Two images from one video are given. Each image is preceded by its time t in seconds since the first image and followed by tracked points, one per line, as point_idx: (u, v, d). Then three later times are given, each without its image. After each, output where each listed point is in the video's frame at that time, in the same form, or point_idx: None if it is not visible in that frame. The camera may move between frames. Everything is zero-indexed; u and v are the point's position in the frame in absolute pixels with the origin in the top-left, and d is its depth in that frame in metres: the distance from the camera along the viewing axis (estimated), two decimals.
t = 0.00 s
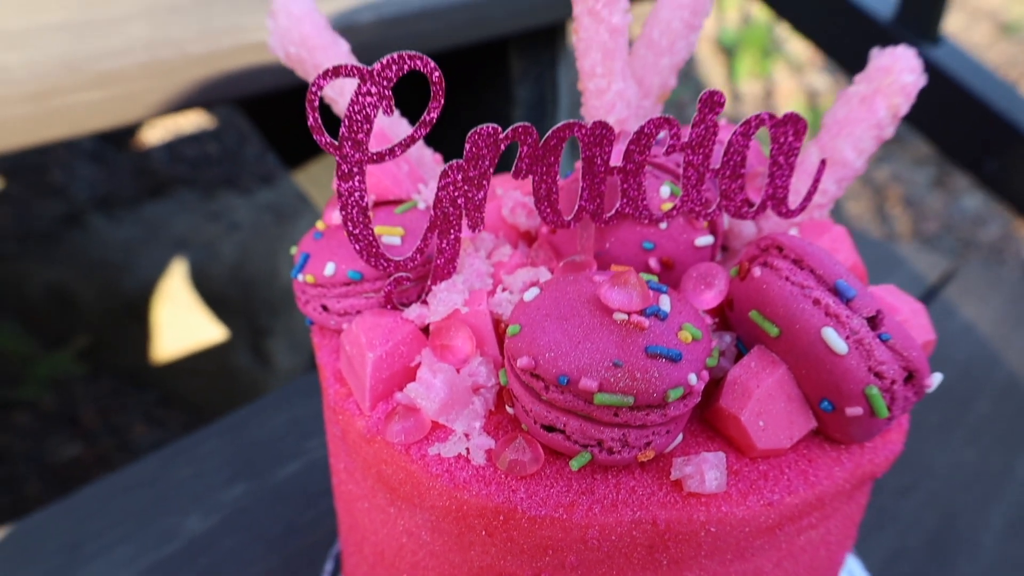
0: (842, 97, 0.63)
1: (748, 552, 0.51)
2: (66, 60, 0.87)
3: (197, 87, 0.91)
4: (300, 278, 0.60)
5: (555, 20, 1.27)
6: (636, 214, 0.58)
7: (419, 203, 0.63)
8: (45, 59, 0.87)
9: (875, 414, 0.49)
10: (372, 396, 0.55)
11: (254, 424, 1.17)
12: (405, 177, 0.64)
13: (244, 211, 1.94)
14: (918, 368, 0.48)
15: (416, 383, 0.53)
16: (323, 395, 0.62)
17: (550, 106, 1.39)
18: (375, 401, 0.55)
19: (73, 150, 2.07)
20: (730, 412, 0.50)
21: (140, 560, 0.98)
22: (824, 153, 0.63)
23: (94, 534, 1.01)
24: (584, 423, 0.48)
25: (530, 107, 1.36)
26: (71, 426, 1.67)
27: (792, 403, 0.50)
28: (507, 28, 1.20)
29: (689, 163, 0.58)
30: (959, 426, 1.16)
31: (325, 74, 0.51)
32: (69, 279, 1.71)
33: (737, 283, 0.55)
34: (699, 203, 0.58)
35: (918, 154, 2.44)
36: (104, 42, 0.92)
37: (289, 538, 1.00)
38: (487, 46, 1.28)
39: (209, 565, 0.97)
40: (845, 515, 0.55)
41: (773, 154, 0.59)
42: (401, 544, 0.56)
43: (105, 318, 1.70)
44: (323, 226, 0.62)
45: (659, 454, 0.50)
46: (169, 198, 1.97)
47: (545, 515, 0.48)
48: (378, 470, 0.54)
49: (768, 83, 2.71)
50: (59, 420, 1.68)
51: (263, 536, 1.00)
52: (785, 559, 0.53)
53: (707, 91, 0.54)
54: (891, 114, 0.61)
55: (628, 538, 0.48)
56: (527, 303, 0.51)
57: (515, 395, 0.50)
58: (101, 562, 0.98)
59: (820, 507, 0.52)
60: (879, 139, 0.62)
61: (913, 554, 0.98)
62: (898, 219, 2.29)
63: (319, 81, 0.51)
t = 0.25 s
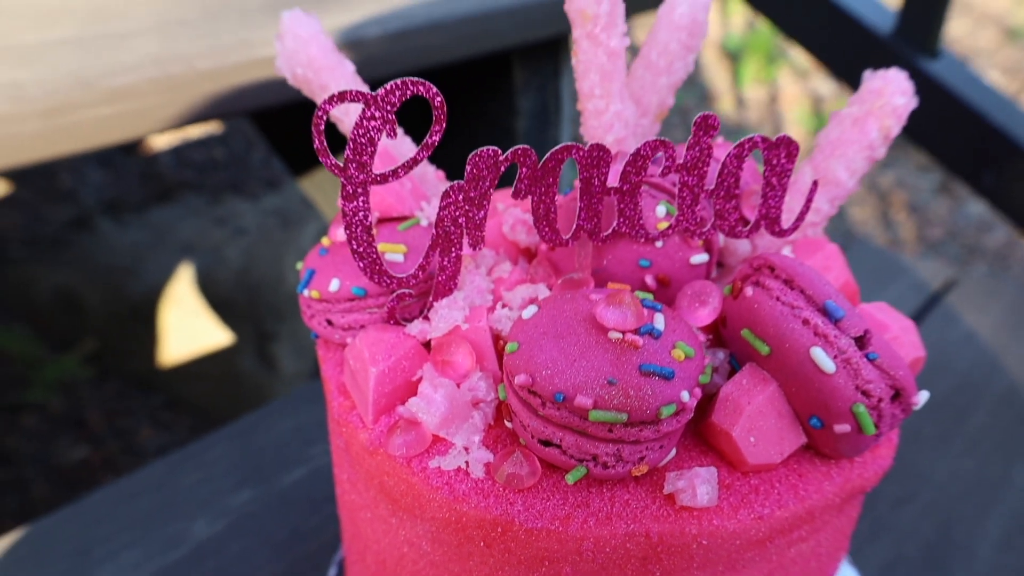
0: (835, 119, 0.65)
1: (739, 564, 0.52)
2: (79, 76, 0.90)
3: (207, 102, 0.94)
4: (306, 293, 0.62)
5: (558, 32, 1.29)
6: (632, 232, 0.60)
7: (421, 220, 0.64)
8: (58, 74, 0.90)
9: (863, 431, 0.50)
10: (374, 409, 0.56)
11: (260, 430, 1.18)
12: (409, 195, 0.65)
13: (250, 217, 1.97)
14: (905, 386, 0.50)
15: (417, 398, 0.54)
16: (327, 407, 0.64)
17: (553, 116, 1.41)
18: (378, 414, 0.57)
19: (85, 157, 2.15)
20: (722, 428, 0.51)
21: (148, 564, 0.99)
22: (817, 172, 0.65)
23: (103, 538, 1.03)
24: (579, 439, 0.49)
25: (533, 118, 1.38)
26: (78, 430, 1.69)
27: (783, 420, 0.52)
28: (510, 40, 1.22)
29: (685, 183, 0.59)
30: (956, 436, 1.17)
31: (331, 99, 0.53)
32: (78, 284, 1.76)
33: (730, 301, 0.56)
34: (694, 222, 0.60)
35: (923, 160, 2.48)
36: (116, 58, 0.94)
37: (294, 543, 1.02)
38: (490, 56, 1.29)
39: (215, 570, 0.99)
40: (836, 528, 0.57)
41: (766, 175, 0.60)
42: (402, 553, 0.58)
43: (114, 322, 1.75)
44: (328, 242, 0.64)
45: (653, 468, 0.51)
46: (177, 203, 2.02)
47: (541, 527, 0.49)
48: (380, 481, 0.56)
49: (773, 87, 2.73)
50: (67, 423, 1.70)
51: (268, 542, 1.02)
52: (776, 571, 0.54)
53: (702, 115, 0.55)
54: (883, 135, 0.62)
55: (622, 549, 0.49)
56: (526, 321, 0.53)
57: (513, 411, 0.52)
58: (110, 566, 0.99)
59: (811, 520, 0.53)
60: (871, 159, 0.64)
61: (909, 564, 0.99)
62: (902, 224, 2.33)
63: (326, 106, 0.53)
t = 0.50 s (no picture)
0: (826, 141, 0.67)
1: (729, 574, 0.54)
2: (91, 94, 0.92)
3: (216, 120, 0.97)
4: (311, 308, 0.64)
5: (560, 48, 1.31)
6: (627, 251, 0.61)
7: (423, 238, 0.66)
8: (72, 92, 0.92)
9: (849, 447, 0.52)
10: (377, 422, 0.58)
11: (266, 440, 1.21)
12: (411, 214, 0.68)
13: (256, 226, 1.99)
14: (890, 403, 0.52)
15: (418, 412, 0.56)
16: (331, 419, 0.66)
17: (555, 130, 1.43)
18: (380, 427, 0.59)
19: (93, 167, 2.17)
20: (713, 442, 0.53)
21: (155, 571, 1.01)
22: (808, 193, 0.67)
23: (110, 546, 1.04)
24: (574, 452, 0.51)
25: (535, 131, 1.40)
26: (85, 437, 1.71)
27: (771, 435, 0.53)
28: (513, 56, 1.24)
29: (678, 204, 0.61)
30: (952, 447, 1.18)
31: (337, 124, 0.55)
32: (86, 292, 1.79)
33: (721, 319, 0.58)
34: (688, 241, 0.62)
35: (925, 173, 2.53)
36: (128, 76, 0.97)
37: (298, 551, 1.03)
38: (492, 71, 1.31)
39: None
40: (824, 539, 0.58)
41: (757, 197, 0.62)
42: (403, 562, 0.59)
43: (122, 331, 1.77)
44: (333, 259, 0.66)
45: (646, 481, 0.53)
46: (182, 211, 2.06)
47: (537, 537, 0.51)
48: (382, 492, 0.58)
49: (777, 96, 2.76)
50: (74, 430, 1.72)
51: (273, 550, 1.04)
52: None
53: (694, 139, 0.57)
54: (871, 157, 0.64)
55: (615, 559, 0.51)
56: (524, 337, 0.55)
57: (511, 425, 0.54)
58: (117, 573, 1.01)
59: (800, 531, 0.55)
60: (860, 181, 0.66)
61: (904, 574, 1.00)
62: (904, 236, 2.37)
63: (332, 131, 0.55)
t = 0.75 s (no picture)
0: (820, 150, 0.68)
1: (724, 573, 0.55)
2: (100, 104, 0.94)
3: (223, 129, 0.99)
4: (317, 313, 0.65)
5: (561, 56, 1.33)
6: (625, 258, 0.63)
7: (426, 245, 0.68)
8: (81, 102, 0.94)
9: (840, 448, 0.53)
10: (381, 424, 0.60)
11: (270, 443, 1.22)
12: (415, 221, 0.69)
13: (260, 231, 2.01)
14: (880, 406, 0.53)
15: (421, 414, 0.58)
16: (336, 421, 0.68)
17: (556, 137, 1.45)
18: (384, 429, 0.60)
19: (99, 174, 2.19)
20: (708, 444, 0.54)
21: (161, 572, 1.03)
22: (802, 201, 0.68)
23: (116, 548, 1.06)
24: (572, 453, 0.52)
25: (537, 138, 1.42)
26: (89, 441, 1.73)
27: (765, 437, 0.55)
28: (515, 65, 1.26)
29: (674, 212, 0.63)
30: (949, 451, 1.19)
31: (343, 134, 0.56)
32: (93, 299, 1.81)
33: (717, 324, 0.59)
34: (684, 248, 0.63)
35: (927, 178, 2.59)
36: (136, 86, 0.99)
37: (302, 552, 1.05)
38: (494, 79, 1.33)
39: None
40: (818, 540, 0.60)
41: (752, 205, 0.64)
42: (406, 560, 0.61)
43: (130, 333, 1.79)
44: (338, 265, 0.68)
45: (643, 481, 0.55)
46: (188, 216, 2.08)
47: (536, 536, 0.52)
48: (385, 492, 0.59)
49: (779, 101, 2.79)
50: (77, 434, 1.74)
51: (278, 551, 1.05)
52: None
53: (691, 149, 0.59)
54: (864, 166, 0.66)
55: (612, 557, 0.53)
56: (524, 342, 0.56)
57: (511, 426, 0.55)
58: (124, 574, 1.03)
59: (793, 531, 0.56)
60: (853, 189, 0.67)
61: None
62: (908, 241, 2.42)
63: (338, 140, 0.57)
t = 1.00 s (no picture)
0: (813, 154, 0.70)
1: (718, 564, 0.56)
2: (112, 108, 0.96)
3: (232, 133, 1.01)
4: (322, 312, 0.67)
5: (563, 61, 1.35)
6: (622, 258, 0.65)
7: (429, 246, 0.70)
8: (93, 107, 0.96)
9: (830, 443, 0.55)
10: (384, 420, 0.62)
11: (276, 443, 1.24)
12: (417, 222, 0.71)
13: (266, 234, 2.11)
14: (869, 402, 0.55)
15: (423, 409, 0.59)
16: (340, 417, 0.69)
17: (558, 141, 1.47)
18: (387, 424, 0.62)
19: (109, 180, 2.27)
20: (702, 439, 0.56)
21: (169, 568, 1.04)
22: (795, 203, 0.70)
23: (125, 544, 1.08)
24: (569, 447, 0.54)
25: (540, 142, 1.44)
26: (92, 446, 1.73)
27: (757, 432, 0.56)
28: (518, 69, 1.28)
29: (670, 214, 0.64)
30: (946, 452, 1.20)
31: (347, 138, 0.58)
32: (99, 299, 1.87)
33: (711, 323, 0.61)
34: (680, 249, 0.65)
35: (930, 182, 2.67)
36: (146, 90, 1.01)
37: (307, 549, 1.06)
38: (497, 84, 1.34)
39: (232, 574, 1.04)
40: (810, 534, 0.61)
41: (746, 207, 0.65)
42: (408, 553, 0.62)
43: (134, 337, 1.84)
44: (342, 266, 0.69)
45: (638, 475, 0.56)
46: (194, 220, 2.17)
47: (534, 528, 0.54)
48: (388, 486, 0.61)
49: (782, 107, 2.84)
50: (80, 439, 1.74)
51: (283, 548, 1.07)
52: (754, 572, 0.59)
53: (685, 152, 0.60)
54: (856, 170, 0.67)
55: (608, 548, 0.54)
56: (523, 339, 0.58)
57: (510, 421, 0.57)
58: (132, 570, 1.04)
59: (784, 524, 0.58)
60: (846, 192, 0.69)
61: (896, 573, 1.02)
62: (911, 244, 2.49)
63: (343, 143, 0.58)
